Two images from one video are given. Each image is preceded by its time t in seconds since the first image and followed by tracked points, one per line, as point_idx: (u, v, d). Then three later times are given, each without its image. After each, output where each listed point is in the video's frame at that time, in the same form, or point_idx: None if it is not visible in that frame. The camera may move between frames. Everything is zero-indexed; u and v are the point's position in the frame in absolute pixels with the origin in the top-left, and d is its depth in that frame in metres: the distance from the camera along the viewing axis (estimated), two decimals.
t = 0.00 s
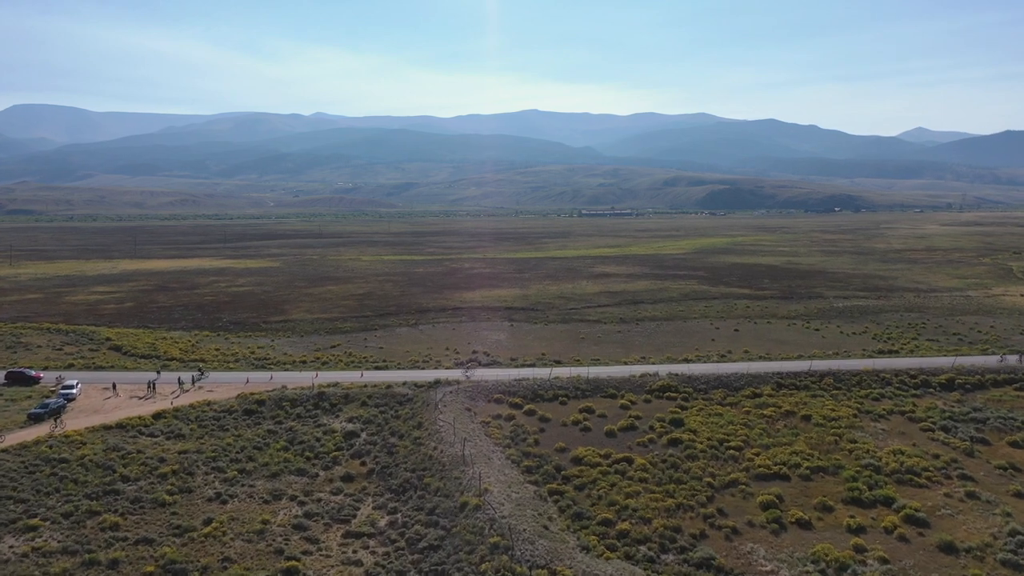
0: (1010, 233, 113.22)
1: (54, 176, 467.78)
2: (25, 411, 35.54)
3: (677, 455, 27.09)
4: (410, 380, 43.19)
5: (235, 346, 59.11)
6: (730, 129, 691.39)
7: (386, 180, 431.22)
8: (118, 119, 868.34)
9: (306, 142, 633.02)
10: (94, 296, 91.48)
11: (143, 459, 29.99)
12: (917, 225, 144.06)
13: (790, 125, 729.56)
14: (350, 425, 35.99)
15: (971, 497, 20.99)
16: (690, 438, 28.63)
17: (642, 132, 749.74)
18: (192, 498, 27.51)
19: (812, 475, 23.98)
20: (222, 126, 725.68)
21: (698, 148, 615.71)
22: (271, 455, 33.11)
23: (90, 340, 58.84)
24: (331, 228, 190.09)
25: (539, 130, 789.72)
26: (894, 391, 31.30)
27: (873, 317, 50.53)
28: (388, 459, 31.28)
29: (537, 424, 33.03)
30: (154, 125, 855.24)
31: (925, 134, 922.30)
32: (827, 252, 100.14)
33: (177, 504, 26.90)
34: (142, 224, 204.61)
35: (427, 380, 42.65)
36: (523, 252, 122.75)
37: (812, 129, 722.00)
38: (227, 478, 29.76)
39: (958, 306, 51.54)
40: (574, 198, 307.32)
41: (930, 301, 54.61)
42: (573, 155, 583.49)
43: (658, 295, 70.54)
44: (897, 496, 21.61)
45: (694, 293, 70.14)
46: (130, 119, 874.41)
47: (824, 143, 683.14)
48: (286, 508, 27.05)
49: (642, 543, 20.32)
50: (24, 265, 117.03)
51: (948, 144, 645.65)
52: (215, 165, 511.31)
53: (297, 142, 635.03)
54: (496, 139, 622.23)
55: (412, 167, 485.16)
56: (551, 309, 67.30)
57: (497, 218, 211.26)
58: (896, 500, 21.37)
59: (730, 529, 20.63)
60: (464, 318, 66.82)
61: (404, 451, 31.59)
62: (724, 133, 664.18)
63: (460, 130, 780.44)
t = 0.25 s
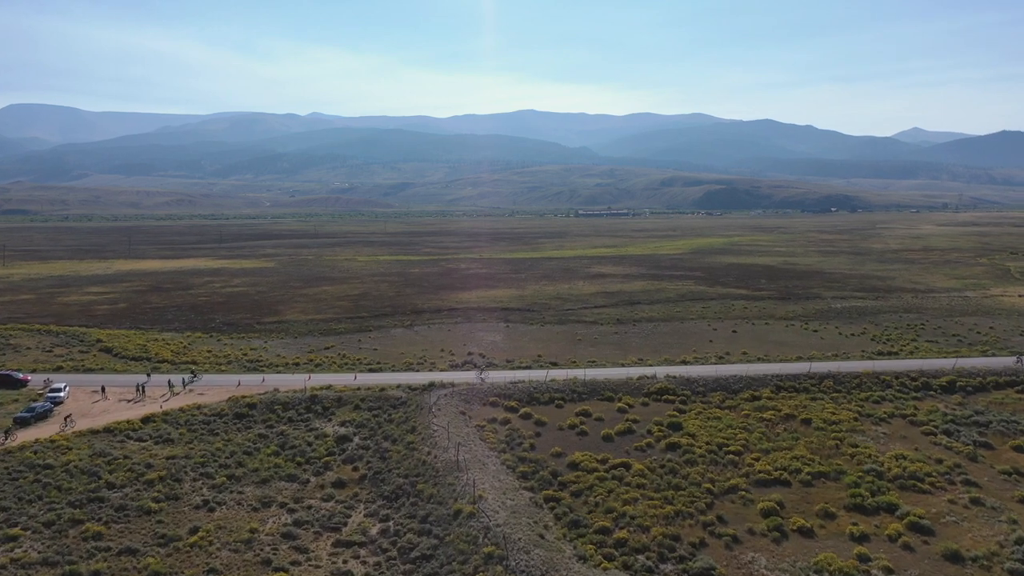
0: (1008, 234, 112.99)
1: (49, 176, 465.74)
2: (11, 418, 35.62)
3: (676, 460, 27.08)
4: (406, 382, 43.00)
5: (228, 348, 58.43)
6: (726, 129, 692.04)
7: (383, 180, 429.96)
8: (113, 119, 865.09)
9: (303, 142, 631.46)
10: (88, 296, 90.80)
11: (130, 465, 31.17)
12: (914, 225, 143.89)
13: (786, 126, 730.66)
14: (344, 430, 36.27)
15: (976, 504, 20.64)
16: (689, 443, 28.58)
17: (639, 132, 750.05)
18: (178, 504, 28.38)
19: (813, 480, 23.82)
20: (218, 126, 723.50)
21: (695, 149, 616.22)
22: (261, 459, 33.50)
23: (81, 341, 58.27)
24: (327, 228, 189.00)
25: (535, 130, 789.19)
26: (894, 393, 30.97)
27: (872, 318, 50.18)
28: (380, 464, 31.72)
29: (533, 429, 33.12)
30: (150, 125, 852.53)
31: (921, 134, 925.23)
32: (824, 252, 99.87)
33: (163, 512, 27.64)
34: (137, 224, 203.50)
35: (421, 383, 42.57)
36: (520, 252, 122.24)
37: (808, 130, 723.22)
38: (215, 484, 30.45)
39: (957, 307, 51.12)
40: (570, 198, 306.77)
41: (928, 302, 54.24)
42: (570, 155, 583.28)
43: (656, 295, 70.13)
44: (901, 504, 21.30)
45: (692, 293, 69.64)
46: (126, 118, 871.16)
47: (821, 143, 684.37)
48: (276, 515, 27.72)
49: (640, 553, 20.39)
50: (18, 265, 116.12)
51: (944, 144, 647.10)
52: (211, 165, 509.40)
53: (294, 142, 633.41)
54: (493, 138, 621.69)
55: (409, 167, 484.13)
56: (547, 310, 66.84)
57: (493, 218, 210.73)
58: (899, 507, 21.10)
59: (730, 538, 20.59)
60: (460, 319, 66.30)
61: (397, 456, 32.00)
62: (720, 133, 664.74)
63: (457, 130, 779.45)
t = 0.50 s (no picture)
0: (998, 234, 113.57)
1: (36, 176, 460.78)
2: None
3: (671, 465, 26.67)
4: (397, 386, 42.40)
5: (215, 350, 57.42)
6: (718, 129, 694.46)
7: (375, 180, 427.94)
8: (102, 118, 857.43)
9: (294, 142, 628.11)
10: (73, 297, 89.34)
11: (110, 472, 30.75)
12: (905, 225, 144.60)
13: (777, 126, 734.46)
14: (332, 434, 35.63)
15: (976, 511, 20.22)
16: (683, 447, 28.21)
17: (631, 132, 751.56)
18: (159, 513, 28.03)
19: (810, 486, 23.44)
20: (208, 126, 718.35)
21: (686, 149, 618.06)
22: (245, 465, 32.81)
23: (65, 344, 57.12)
24: (318, 228, 187.44)
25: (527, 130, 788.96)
26: (890, 396, 30.68)
27: (866, 319, 49.94)
28: (368, 470, 31.19)
29: (525, 433, 32.70)
30: (139, 124, 845.69)
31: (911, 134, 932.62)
32: (816, 252, 99.91)
33: (143, 522, 27.16)
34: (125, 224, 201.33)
35: (411, 386, 41.97)
36: (512, 252, 121.68)
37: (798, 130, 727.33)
38: (197, 492, 29.92)
39: (951, 307, 50.94)
40: (563, 198, 306.42)
41: (921, 303, 54.06)
42: (562, 155, 583.46)
43: (648, 296, 69.69)
44: (900, 511, 20.87)
45: (684, 294, 69.24)
46: (115, 118, 863.84)
47: (811, 144, 688.35)
48: (261, 524, 27.26)
49: (635, 564, 20.02)
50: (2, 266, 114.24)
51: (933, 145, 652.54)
52: (201, 165, 505.46)
53: (285, 142, 629.91)
54: (485, 138, 620.91)
55: (401, 167, 482.34)
56: (539, 310, 66.25)
57: (486, 218, 210.08)
58: (899, 514, 20.69)
59: (727, 547, 20.20)
60: (451, 320, 65.61)
61: (386, 462, 31.49)
62: (712, 134, 667.00)
63: (449, 130, 778.02)
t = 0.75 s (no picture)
0: (984, 234, 114.59)
1: (20, 176, 454.55)
2: None
3: (662, 470, 26.24)
4: (385, 388, 41.74)
5: (199, 352, 56.41)
6: (707, 130, 697.67)
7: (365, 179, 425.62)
8: (88, 117, 848.11)
9: (282, 142, 624.10)
10: (56, 298, 87.85)
11: (88, 480, 29.99)
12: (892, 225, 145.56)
13: (765, 127, 739.09)
14: (317, 439, 34.89)
15: (971, 515, 19.90)
16: (674, 451, 27.84)
17: (621, 133, 753.44)
18: (138, 521, 27.29)
19: (804, 490, 23.05)
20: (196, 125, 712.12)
21: (676, 149, 620.40)
22: (228, 472, 32.01)
23: (46, 346, 55.94)
24: (306, 228, 185.75)
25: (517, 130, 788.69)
26: (882, 398, 30.46)
27: (856, 319, 49.82)
28: (354, 476, 30.51)
29: (514, 437, 32.19)
30: (125, 124, 836.89)
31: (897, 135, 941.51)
32: (805, 252, 100.19)
33: (121, 531, 26.39)
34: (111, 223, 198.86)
35: (398, 388, 41.34)
36: (501, 252, 121.22)
37: (786, 131, 732.41)
38: (179, 499, 29.16)
39: (940, 307, 50.96)
40: (553, 198, 306.07)
41: (911, 303, 54.03)
42: (552, 155, 583.74)
43: (639, 296, 69.41)
44: (896, 516, 20.50)
45: (675, 294, 68.95)
46: (101, 117, 854.17)
47: (799, 144, 693.47)
48: (243, 532, 26.55)
49: (626, 572, 19.56)
50: None
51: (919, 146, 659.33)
52: (189, 165, 500.47)
53: (273, 142, 625.74)
54: (475, 138, 619.99)
55: (390, 167, 480.21)
56: (529, 311, 65.77)
57: (475, 219, 209.46)
58: (894, 519, 20.34)
59: (720, 554, 19.79)
60: (440, 321, 64.97)
61: (372, 467, 30.86)
62: (701, 134, 669.95)
63: (439, 130, 776.22)
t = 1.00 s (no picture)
0: (966, 234, 115.74)
1: None
2: None
3: (652, 475, 25.74)
4: (369, 392, 40.96)
5: (180, 355, 55.16)
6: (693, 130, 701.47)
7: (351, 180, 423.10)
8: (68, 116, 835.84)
9: (268, 142, 618.84)
10: (33, 299, 85.93)
11: (61, 489, 29.02)
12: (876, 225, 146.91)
13: (751, 128, 744.72)
14: (300, 444, 34.02)
15: (965, 521, 19.57)
16: (664, 455, 27.38)
17: (608, 133, 755.50)
18: (112, 531, 26.35)
19: (796, 495, 22.64)
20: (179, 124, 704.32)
21: (662, 150, 623.17)
22: (207, 479, 31.07)
23: (21, 349, 54.51)
24: (291, 228, 183.70)
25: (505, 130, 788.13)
26: (872, 400, 30.22)
27: (844, 320, 49.73)
28: (337, 483, 29.70)
29: (500, 442, 31.60)
30: (107, 123, 825.54)
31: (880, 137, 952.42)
32: (791, 252, 100.54)
33: (94, 543, 25.46)
34: (91, 223, 195.59)
35: (383, 392, 40.59)
36: (488, 253, 120.58)
37: (772, 132, 738.58)
38: (155, 508, 28.23)
39: (927, 308, 51.03)
40: (540, 198, 305.76)
41: (897, 303, 54.07)
42: (539, 155, 583.92)
43: (626, 297, 69.06)
44: (889, 522, 20.13)
45: (663, 295, 68.68)
46: (83, 116, 842.09)
47: (784, 145, 699.35)
48: (220, 542, 25.69)
49: None
50: None
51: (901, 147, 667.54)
52: (173, 164, 494.41)
53: (258, 142, 620.23)
54: (462, 139, 618.67)
55: (377, 167, 477.58)
56: (516, 312, 65.18)
57: (462, 219, 208.57)
58: (887, 525, 19.96)
59: (711, 563, 19.30)
60: (426, 322, 64.16)
61: (355, 473, 30.08)
62: (687, 135, 673.50)
63: (426, 130, 773.82)
